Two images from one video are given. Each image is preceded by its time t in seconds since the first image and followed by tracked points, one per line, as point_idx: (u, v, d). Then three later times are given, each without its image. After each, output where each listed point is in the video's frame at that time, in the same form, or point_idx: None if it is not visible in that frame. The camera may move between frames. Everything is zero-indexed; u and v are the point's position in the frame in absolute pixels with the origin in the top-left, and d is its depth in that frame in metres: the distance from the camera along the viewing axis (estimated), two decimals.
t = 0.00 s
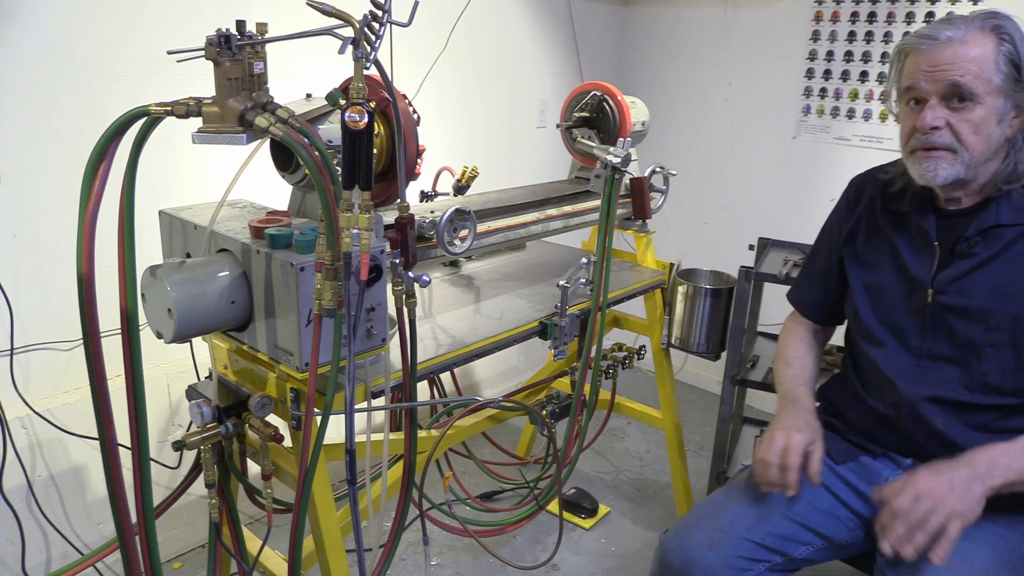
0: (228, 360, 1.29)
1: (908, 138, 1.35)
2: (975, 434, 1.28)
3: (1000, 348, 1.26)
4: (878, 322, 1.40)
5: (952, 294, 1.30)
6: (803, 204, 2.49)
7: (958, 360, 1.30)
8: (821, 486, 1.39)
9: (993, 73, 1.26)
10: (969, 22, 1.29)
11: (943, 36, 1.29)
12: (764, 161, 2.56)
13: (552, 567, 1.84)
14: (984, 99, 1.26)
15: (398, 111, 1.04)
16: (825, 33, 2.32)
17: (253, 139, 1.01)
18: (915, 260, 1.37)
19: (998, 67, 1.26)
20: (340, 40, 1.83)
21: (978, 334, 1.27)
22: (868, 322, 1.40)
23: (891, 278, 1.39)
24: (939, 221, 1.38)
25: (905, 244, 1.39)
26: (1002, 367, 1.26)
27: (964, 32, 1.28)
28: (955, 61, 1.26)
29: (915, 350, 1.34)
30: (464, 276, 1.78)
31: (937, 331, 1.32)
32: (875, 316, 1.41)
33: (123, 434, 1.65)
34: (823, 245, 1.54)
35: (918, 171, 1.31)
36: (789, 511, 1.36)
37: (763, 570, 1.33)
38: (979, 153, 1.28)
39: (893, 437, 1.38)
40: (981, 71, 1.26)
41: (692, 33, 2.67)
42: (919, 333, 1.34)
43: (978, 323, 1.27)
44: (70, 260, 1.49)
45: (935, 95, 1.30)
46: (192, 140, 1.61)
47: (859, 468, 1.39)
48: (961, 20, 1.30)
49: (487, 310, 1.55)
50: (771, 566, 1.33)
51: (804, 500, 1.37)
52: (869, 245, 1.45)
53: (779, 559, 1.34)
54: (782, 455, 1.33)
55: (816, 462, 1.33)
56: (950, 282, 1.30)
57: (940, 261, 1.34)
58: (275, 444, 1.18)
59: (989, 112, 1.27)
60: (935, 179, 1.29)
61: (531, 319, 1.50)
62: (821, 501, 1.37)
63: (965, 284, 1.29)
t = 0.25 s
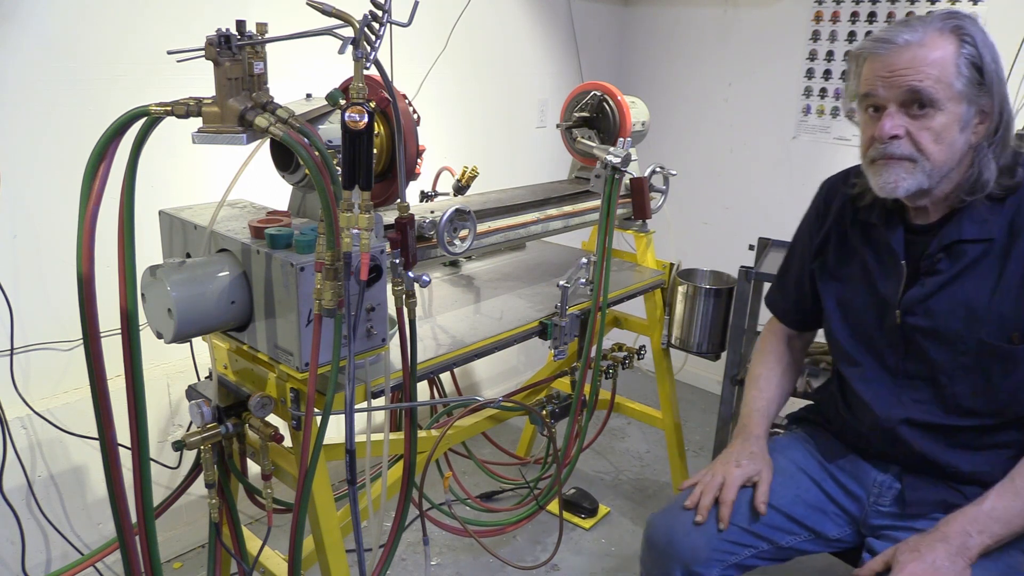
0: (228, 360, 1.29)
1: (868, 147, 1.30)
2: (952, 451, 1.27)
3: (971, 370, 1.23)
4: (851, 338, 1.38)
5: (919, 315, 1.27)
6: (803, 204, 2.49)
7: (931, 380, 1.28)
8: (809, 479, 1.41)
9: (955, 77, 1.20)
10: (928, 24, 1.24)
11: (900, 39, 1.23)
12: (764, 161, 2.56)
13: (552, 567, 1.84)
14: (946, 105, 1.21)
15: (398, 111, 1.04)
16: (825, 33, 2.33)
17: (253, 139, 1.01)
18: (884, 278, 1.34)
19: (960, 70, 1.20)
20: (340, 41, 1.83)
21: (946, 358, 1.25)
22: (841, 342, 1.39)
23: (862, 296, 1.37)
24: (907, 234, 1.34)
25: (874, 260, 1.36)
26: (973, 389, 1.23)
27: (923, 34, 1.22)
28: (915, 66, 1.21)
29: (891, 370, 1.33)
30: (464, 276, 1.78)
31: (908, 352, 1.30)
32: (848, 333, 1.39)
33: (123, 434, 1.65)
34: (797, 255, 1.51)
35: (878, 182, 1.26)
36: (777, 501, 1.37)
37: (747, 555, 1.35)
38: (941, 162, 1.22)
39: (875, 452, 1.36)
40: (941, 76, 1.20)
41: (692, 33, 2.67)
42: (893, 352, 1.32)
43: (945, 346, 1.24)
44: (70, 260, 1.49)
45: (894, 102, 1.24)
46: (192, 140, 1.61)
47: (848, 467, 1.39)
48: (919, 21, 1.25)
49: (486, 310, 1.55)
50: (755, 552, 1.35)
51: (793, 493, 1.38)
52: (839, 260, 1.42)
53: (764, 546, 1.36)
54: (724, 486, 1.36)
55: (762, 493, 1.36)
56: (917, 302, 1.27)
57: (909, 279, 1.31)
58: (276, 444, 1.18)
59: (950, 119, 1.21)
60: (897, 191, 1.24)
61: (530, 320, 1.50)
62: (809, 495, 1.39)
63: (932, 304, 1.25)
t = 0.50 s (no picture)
0: (228, 360, 1.29)
1: (833, 148, 1.28)
2: (925, 455, 1.27)
3: (939, 376, 1.23)
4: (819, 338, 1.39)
5: (887, 320, 1.26)
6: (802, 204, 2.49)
7: (900, 385, 1.28)
8: (791, 473, 1.41)
9: (921, 77, 1.18)
10: (895, 22, 1.22)
11: (866, 38, 1.21)
12: (764, 161, 2.56)
13: (552, 567, 1.84)
14: (912, 106, 1.19)
15: (398, 111, 1.04)
16: (825, 33, 2.33)
17: (253, 139, 1.01)
18: (852, 280, 1.34)
19: (926, 71, 1.18)
20: (340, 40, 1.83)
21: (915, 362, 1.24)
22: (813, 344, 1.39)
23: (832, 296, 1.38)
24: (876, 237, 1.34)
25: (842, 261, 1.37)
26: (942, 395, 1.23)
27: (889, 34, 1.20)
28: (880, 66, 1.19)
29: (859, 373, 1.33)
30: (464, 276, 1.78)
31: (877, 354, 1.30)
32: (820, 336, 1.39)
33: (123, 434, 1.65)
34: (768, 252, 1.51)
35: (844, 184, 1.24)
36: (759, 493, 1.38)
37: (730, 546, 1.35)
38: (906, 164, 1.21)
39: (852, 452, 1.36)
40: (906, 77, 1.18)
41: (692, 33, 2.67)
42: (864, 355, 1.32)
43: (914, 349, 1.24)
44: (70, 260, 1.49)
45: (859, 104, 1.22)
46: (192, 140, 1.61)
47: (831, 463, 1.39)
48: (886, 20, 1.23)
49: (486, 310, 1.55)
50: (738, 543, 1.35)
51: (777, 486, 1.39)
52: (808, 258, 1.43)
53: (747, 537, 1.36)
54: (698, 485, 1.36)
55: (734, 496, 1.35)
56: (885, 307, 1.26)
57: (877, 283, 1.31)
58: (276, 444, 1.18)
59: (916, 120, 1.19)
60: (862, 193, 1.23)
61: (530, 320, 1.50)
62: (791, 488, 1.39)
63: (900, 309, 1.25)
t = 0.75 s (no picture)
0: (228, 360, 1.29)
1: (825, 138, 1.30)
2: (901, 452, 1.28)
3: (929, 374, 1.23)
4: (811, 327, 1.40)
5: (880, 309, 1.27)
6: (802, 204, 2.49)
7: (884, 376, 1.29)
8: (764, 467, 1.43)
9: (907, 84, 1.15)
10: (897, 20, 1.18)
11: (859, 35, 1.19)
12: (764, 161, 2.56)
13: (552, 567, 1.84)
14: (892, 112, 1.17)
15: (398, 111, 1.04)
16: (825, 33, 2.33)
17: (253, 139, 1.01)
18: (848, 269, 1.35)
19: (913, 78, 1.15)
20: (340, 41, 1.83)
21: (901, 353, 1.25)
22: (805, 331, 1.40)
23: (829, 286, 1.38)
24: (877, 227, 1.34)
25: (842, 250, 1.37)
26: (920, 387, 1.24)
27: (885, 33, 1.17)
28: (866, 68, 1.17)
29: (843, 361, 1.35)
30: (463, 276, 1.78)
31: (861, 345, 1.31)
32: (813, 324, 1.40)
33: (123, 434, 1.65)
34: (772, 238, 1.51)
35: (827, 174, 1.28)
36: (733, 486, 1.39)
37: (705, 538, 1.36)
38: (883, 167, 1.21)
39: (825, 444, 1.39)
40: (889, 83, 1.15)
41: (692, 33, 2.67)
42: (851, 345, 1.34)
43: (902, 341, 1.25)
44: (71, 260, 1.49)
45: (845, 101, 1.21)
46: (192, 140, 1.60)
47: (803, 457, 1.42)
48: (889, 17, 1.19)
49: (486, 310, 1.55)
50: (712, 535, 1.36)
51: (749, 479, 1.41)
52: (806, 245, 1.43)
53: (721, 529, 1.37)
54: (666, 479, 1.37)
55: (704, 490, 1.35)
56: (878, 297, 1.27)
57: (873, 275, 1.31)
58: (276, 444, 1.18)
59: (895, 126, 1.17)
60: (837, 186, 1.27)
61: (530, 320, 1.50)
62: (764, 481, 1.41)
63: (892, 300, 1.25)
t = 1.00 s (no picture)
0: (228, 360, 1.29)
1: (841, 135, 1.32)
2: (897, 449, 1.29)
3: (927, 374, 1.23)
4: (819, 322, 1.39)
5: (881, 303, 1.27)
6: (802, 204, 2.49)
7: (885, 374, 1.28)
8: (763, 454, 1.46)
9: (895, 88, 1.15)
10: (899, 25, 1.18)
11: (861, 39, 1.20)
12: (764, 161, 2.56)
13: (552, 567, 1.84)
14: (880, 116, 1.18)
15: (398, 112, 1.04)
16: (825, 33, 2.33)
17: (253, 139, 1.01)
18: (857, 262, 1.34)
19: (902, 82, 1.14)
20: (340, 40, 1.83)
21: (901, 347, 1.25)
22: (811, 321, 1.40)
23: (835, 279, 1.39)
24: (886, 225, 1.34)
25: (853, 243, 1.37)
26: (917, 384, 1.24)
27: (883, 38, 1.18)
28: (859, 72, 1.18)
29: (844, 355, 1.35)
30: (463, 276, 1.78)
31: (861, 339, 1.31)
32: (820, 316, 1.40)
33: (123, 434, 1.65)
34: (790, 229, 1.52)
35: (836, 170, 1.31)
36: (731, 472, 1.42)
37: (703, 522, 1.39)
38: (876, 169, 1.22)
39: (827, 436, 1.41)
40: (877, 87, 1.16)
41: (692, 33, 2.67)
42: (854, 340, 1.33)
43: (902, 336, 1.24)
44: (70, 260, 1.49)
45: (846, 101, 1.23)
46: (192, 140, 1.60)
47: (801, 447, 1.44)
48: (894, 22, 1.19)
49: (486, 310, 1.55)
50: (709, 519, 1.39)
51: (749, 466, 1.44)
52: (819, 236, 1.43)
53: (718, 514, 1.40)
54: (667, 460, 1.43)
55: (700, 468, 1.40)
56: (881, 291, 1.27)
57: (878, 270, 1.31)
58: (275, 444, 1.18)
59: (884, 130, 1.18)
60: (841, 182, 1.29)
61: (530, 320, 1.50)
62: (762, 469, 1.44)
63: (896, 295, 1.25)
